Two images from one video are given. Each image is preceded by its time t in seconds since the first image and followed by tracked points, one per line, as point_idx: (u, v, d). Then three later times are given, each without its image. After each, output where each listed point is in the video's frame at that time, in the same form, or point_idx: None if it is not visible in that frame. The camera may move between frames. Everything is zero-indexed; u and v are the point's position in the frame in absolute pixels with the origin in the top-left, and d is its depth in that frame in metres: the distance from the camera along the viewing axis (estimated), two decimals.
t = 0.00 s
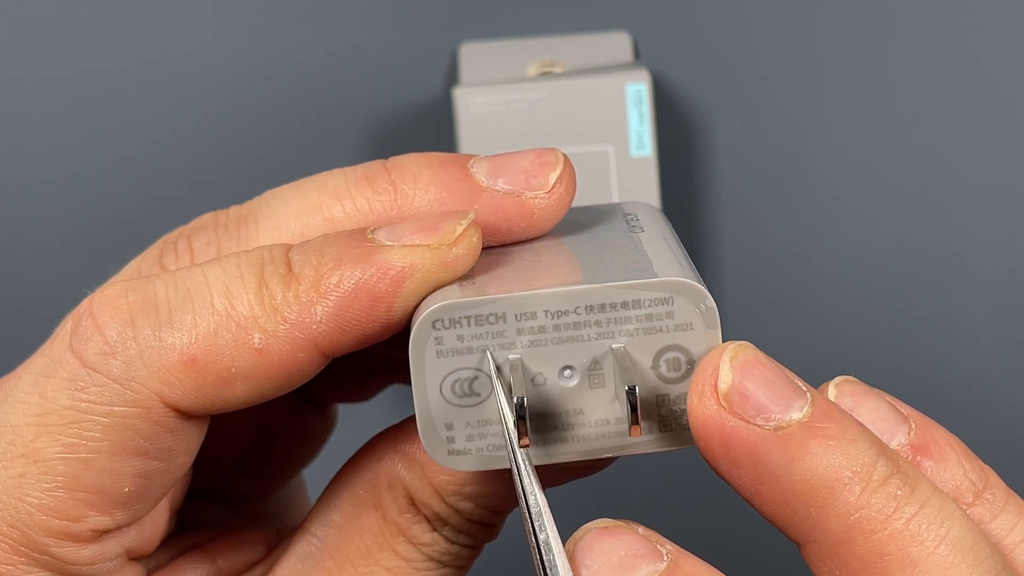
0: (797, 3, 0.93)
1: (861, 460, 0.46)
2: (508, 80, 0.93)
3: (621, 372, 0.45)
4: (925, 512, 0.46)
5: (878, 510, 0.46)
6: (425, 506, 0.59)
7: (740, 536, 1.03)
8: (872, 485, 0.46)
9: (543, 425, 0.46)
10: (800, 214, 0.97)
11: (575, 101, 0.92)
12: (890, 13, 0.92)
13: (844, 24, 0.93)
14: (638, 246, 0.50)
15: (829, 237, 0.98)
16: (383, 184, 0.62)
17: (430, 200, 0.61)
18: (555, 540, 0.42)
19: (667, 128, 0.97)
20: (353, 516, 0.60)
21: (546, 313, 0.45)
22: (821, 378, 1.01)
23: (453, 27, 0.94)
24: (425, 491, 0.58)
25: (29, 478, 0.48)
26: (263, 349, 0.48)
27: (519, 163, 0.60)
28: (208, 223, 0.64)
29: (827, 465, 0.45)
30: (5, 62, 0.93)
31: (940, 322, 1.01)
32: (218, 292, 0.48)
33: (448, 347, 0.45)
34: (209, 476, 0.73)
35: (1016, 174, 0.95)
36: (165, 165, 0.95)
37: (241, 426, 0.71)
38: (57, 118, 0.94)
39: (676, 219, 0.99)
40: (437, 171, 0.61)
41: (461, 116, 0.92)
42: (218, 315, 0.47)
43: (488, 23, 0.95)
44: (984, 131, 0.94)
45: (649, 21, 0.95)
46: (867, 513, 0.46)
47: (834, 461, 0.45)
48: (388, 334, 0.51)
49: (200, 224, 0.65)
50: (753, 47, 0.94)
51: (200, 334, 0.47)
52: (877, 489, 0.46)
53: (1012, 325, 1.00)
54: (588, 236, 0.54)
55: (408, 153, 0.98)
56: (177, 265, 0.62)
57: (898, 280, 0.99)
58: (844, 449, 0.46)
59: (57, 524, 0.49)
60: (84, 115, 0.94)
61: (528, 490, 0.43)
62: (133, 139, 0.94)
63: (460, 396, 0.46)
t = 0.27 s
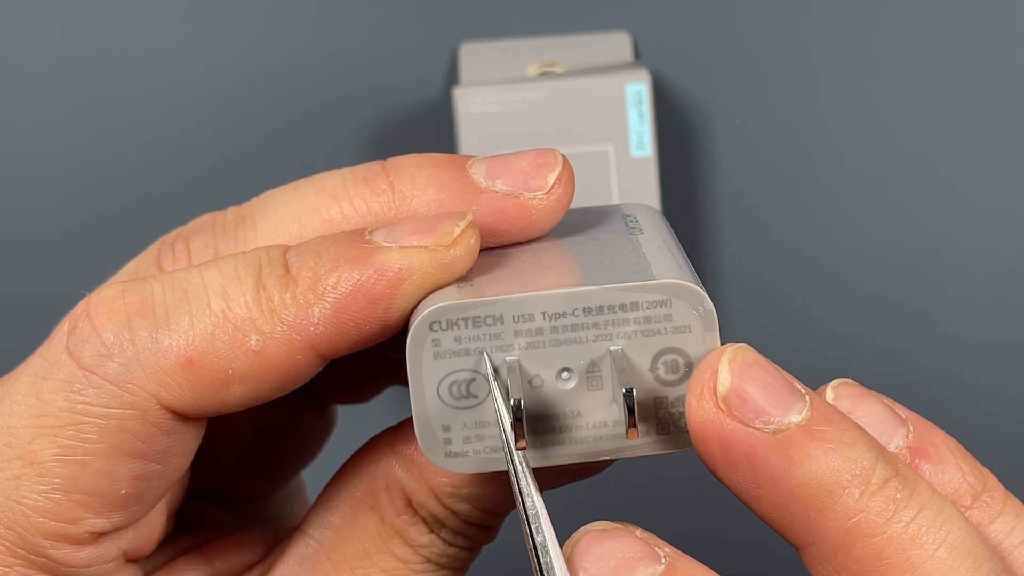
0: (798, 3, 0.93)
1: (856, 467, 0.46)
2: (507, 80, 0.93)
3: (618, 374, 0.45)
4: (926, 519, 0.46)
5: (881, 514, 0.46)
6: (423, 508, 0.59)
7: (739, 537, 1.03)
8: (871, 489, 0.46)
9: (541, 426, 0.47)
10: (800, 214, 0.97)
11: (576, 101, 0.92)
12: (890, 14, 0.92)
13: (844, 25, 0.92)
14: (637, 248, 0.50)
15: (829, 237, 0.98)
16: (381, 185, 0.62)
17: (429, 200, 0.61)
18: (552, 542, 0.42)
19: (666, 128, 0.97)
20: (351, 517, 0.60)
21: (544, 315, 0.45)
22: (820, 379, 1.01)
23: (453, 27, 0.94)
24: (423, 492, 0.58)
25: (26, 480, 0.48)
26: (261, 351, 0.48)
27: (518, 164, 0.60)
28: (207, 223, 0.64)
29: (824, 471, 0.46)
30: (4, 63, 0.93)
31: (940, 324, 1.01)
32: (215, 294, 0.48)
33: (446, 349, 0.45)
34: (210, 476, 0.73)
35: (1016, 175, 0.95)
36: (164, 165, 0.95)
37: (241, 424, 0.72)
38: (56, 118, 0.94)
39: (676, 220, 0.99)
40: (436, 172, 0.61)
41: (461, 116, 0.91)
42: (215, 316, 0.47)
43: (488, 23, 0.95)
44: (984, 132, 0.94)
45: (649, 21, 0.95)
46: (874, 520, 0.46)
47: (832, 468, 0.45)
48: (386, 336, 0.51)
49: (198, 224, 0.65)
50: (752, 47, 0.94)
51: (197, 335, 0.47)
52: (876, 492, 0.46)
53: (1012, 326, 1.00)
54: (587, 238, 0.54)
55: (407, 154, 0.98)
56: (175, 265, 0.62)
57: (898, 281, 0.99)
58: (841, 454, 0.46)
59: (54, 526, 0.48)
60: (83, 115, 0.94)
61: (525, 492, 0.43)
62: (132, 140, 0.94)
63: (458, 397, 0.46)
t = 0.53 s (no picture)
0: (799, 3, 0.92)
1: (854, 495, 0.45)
2: (510, 80, 0.93)
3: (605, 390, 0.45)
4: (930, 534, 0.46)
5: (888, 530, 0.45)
6: (412, 510, 0.58)
7: (720, 526, 1.08)
8: (868, 509, 0.46)
9: (527, 439, 0.47)
10: (796, 216, 0.97)
11: (575, 101, 0.92)
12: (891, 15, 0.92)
13: (845, 26, 0.92)
14: (628, 254, 0.50)
15: (824, 239, 0.98)
16: (371, 186, 0.62)
17: (419, 201, 0.60)
18: None
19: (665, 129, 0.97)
20: (341, 518, 0.60)
21: (531, 329, 0.44)
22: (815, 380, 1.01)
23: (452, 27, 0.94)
24: (412, 495, 0.58)
25: (14, 489, 0.48)
26: (248, 360, 0.48)
27: (510, 162, 0.60)
28: (198, 224, 0.64)
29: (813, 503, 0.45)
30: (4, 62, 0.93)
31: (935, 327, 1.01)
32: (203, 302, 0.48)
33: (431, 361, 0.45)
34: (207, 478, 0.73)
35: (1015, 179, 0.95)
36: (163, 165, 0.96)
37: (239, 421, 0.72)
38: (55, 118, 0.94)
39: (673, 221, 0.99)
40: (427, 171, 0.61)
41: (461, 117, 0.92)
42: (201, 325, 0.47)
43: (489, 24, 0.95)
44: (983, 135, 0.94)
45: (649, 21, 0.94)
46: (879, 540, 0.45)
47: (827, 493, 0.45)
48: (376, 342, 0.51)
49: (190, 225, 0.64)
50: (753, 47, 0.93)
51: (185, 344, 0.47)
52: (873, 513, 0.46)
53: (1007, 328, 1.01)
54: (579, 240, 0.54)
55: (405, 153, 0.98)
56: (165, 268, 0.62)
57: (893, 282, 0.99)
58: (838, 480, 0.45)
59: (43, 535, 0.49)
60: (82, 115, 0.94)
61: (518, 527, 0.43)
62: (131, 140, 0.95)
63: (443, 409, 0.46)
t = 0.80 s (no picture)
0: (800, 5, 0.92)
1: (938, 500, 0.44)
2: (509, 80, 0.94)
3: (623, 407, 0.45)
4: None
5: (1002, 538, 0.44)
6: (425, 509, 0.58)
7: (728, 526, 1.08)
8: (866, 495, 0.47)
9: (545, 453, 0.47)
10: (799, 217, 0.98)
11: (574, 101, 0.93)
12: (893, 16, 0.92)
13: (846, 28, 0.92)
14: (642, 263, 0.50)
15: (826, 239, 0.99)
16: (382, 188, 0.59)
17: (430, 203, 0.58)
18: None
19: (666, 129, 0.98)
20: (355, 518, 0.60)
21: (550, 349, 0.44)
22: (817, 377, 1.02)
23: (453, 27, 0.94)
24: (425, 495, 0.58)
25: (36, 509, 0.49)
26: (272, 384, 0.48)
27: (520, 162, 0.58)
28: (208, 229, 0.62)
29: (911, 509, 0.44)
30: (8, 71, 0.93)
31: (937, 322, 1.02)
32: (226, 324, 0.48)
33: (451, 381, 0.45)
34: (215, 479, 0.73)
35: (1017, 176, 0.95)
36: (171, 170, 0.96)
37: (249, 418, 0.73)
38: (61, 126, 0.95)
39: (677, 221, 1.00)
40: (439, 171, 0.59)
41: (461, 117, 0.92)
42: (226, 347, 0.47)
43: (490, 23, 0.95)
44: (986, 133, 0.94)
45: (648, 20, 0.94)
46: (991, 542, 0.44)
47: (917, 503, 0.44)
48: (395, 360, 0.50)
49: (198, 230, 0.62)
50: (754, 50, 0.93)
51: (208, 366, 0.47)
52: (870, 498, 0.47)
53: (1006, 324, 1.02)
54: (591, 245, 0.54)
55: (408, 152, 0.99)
56: (176, 275, 0.60)
57: (894, 280, 1.00)
58: (829, 463, 0.46)
59: (66, 552, 0.50)
60: (87, 122, 0.95)
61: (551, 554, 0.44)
62: (138, 146, 0.95)
63: (463, 426, 0.46)
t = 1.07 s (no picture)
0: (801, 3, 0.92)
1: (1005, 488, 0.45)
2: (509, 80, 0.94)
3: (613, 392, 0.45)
4: None
5: None
6: (417, 500, 0.58)
7: (724, 523, 1.08)
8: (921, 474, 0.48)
9: (535, 440, 0.47)
10: (795, 214, 0.98)
11: (575, 102, 0.93)
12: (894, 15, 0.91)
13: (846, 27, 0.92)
14: (630, 252, 0.50)
15: (823, 238, 0.99)
16: (372, 180, 0.60)
17: (421, 193, 0.59)
18: None
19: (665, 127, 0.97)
20: (347, 510, 0.60)
21: (539, 335, 0.44)
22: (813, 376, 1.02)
23: (452, 27, 0.94)
24: (417, 487, 0.58)
25: (27, 497, 0.49)
26: (262, 371, 0.48)
27: (510, 153, 0.59)
28: (199, 220, 0.61)
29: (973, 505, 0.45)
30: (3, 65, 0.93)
31: (932, 320, 1.02)
32: (215, 311, 0.48)
33: (441, 367, 0.45)
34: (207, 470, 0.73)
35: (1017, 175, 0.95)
36: (166, 165, 0.96)
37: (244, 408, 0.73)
38: (56, 120, 0.95)
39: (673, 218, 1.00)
40: (430, 162, 0.59)
41: (461, 118, 0.92)
42: (216, 336, 0.47)
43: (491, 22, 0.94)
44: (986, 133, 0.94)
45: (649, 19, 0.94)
46: None
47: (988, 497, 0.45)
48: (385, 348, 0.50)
49: (190, 222, 0.62)
50: (754, 48, 0.93)
51: (197, 353, 0.47)
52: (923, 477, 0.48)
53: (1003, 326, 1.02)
54: (582, 235, 0.54)
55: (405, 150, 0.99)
56: (168, 267, 0.59)
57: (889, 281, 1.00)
58: (871, 439, 0.48)
59: (57, 540, 0.49)
60: (82, 117, 0.95)
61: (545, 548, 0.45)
62: (133, 141, 0.95)
63: (453, 413, 0.46)
